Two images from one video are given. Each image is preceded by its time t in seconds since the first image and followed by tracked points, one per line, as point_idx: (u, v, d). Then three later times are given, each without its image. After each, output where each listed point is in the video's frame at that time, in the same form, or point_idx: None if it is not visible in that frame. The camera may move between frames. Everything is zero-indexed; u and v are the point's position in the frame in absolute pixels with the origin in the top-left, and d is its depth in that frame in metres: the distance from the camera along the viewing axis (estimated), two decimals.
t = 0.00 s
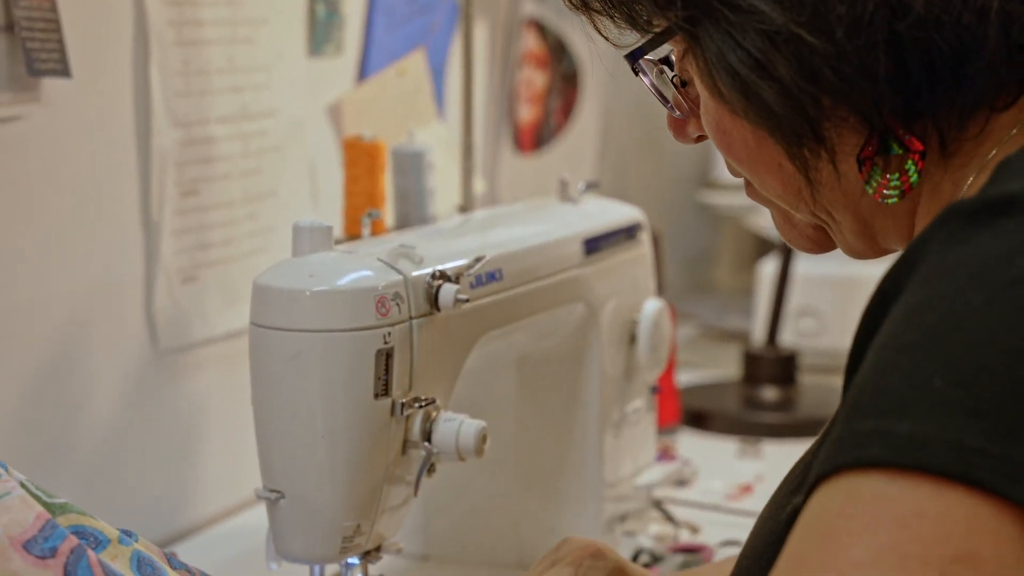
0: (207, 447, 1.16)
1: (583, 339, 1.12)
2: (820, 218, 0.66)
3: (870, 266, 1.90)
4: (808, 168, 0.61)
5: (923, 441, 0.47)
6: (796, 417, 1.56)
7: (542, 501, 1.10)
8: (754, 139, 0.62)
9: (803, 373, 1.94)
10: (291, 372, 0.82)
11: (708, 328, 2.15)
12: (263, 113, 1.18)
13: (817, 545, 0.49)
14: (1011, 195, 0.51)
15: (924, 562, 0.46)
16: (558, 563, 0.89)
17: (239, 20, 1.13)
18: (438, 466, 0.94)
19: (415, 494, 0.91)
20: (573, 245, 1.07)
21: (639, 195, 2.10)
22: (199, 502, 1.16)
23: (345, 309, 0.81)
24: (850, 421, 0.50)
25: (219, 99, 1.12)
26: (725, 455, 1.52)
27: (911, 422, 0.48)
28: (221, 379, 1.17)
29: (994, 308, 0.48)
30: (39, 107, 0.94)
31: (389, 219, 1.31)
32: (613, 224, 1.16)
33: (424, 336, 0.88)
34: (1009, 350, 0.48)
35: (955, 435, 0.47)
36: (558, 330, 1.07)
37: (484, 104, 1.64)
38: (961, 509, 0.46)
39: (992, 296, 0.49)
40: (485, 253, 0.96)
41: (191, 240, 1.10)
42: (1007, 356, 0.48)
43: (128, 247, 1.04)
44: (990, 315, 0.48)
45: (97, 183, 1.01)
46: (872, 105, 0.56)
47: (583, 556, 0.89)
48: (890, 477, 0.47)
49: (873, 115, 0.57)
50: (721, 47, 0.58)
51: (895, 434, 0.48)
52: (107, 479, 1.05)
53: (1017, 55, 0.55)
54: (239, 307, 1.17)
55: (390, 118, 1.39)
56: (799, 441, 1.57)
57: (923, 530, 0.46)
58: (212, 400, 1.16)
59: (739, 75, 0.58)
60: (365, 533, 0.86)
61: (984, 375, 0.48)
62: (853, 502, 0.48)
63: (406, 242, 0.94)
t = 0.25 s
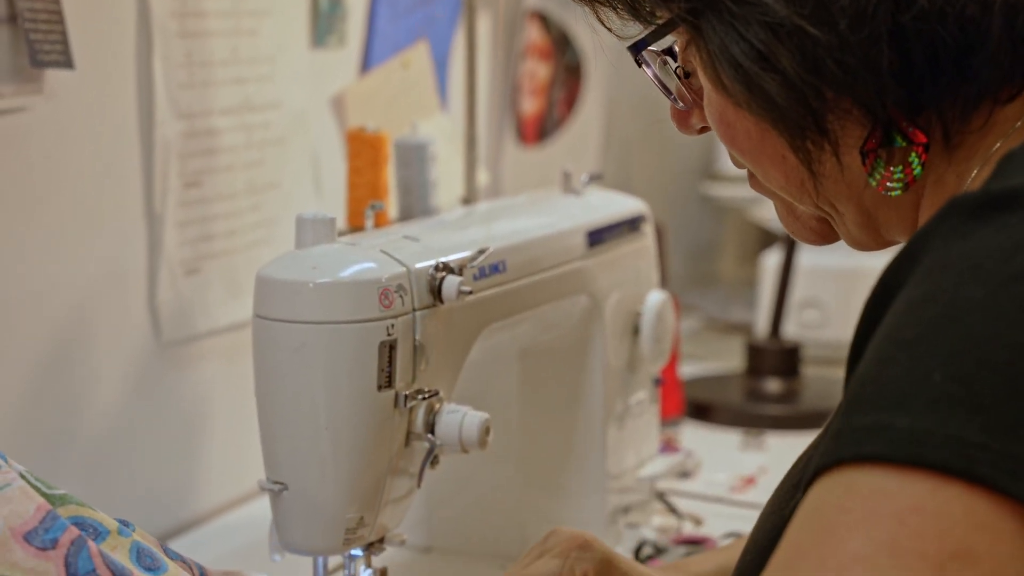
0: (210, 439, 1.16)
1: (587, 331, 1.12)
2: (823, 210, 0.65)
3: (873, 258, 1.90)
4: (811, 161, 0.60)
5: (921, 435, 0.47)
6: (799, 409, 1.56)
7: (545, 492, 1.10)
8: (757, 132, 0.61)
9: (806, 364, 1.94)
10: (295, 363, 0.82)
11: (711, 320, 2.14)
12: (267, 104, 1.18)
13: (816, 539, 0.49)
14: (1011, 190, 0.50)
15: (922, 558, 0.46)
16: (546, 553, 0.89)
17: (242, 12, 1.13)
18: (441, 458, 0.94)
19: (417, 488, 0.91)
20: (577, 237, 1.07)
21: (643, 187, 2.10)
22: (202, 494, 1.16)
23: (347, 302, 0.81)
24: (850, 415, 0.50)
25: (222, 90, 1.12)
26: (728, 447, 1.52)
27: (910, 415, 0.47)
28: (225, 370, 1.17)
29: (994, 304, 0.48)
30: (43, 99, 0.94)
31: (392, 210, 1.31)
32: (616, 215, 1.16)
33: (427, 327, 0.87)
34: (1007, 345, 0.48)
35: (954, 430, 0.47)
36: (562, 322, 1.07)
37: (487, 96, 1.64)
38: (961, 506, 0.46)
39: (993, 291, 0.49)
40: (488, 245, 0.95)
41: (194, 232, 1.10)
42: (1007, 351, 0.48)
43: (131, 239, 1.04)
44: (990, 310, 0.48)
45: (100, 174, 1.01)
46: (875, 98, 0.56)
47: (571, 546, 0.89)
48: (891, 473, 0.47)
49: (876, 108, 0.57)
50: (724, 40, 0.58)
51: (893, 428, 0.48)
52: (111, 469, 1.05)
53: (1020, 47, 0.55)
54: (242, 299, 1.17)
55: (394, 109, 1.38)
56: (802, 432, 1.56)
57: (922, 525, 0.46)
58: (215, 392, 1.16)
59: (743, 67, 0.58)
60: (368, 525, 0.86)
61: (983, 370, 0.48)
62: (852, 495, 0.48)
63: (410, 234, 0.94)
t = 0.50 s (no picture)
0: (213, 431, 1.16)
1: (590, 323, 1.12)
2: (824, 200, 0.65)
3: (876, 250, 1.90)
4: (812, 151, 0.60)
5: (947, 446, 0.46)
6: (802, 401, 1.56)
7: (548, 484, 1.10)
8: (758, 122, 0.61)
9: (810, 356, 1.94)
10: (298, 356, 0.82)
11: (715, 312, 2.14)
12: (270, 96, 1.18)
13: (852, 561, 0.48)
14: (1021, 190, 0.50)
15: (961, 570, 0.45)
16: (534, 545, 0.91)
17: (245, 3, 1.13)
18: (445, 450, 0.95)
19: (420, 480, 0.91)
20: (580, 229, 1.07)
21: (646, 179, 2.10)
22: (206, 487, 1.16)
23: (350, 293, 0.81)
24: (872, 429, 0.49)
25: (225, 82, 1.12)
26: (732, 439, 1.52)
27: (933, 425, 0.47)
28: (228, 362, 1.17)
29: (1006, 306, 0.48)
30: (46, 90, 0.94)
31: (395, 202, 1.31)
32: (619, 207, 1.16)
33: (431, 319, 0.88)
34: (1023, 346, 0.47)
35: (977, 436, 0.46)
36: (565, 314, 1.07)
37: (490, 88, 1.64)
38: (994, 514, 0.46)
39: (1003, 294, 0.48)
40: (492, 237, 0.95)
41: (198, 224, 1.10)
42: None
43: (134, 231, 1.04)
44: (1002, 313, 0.48)
45: (104, 165, 1.00)
46: (877, 89, 0.56)
47: (559, 537, 0.90)
48: (919, 487, 0.47)
49: (879, 99, 0.56)
50: (726, 29, 0.58)
51: (918, 440, 0.47)
52: (115, 461, 1.05)
53: None
54: (245, 291, 1.17)
55: (397, 101, 1.38)
56: (806, 424, 1.56)
57: (957, 540, 0.46)
58: (218, 383, 1.16)
59: (744, 57, 0.57)
60: (372, 517, 0.86)
61: (1002, 373, 0.47)
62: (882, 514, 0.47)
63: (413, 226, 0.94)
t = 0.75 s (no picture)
0: (217, 422, 1.16)
1: (593, 314, 1.12)
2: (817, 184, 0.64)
3: (880, 241, 1.90)
4: (817, 132, 0.59)
5: None
6: (806, 392, 1.56)
7: (551, 475, 1.10)
8: (761, 101, 0.60)
9: (813, 348, 1.94)
10: (302, 346, 0.81)
11: (718, 304, 2.14)
12: (273, 87, 1.18)
13: None
14: None
15: None
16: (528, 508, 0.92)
17: None
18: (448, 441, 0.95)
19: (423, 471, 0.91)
20: (584, 220, 1.07)
21: (649, 170, 2.09)
22: (210, 478, 1.15)
23: (352, 284, 0.81)
24: (999, 484, 0.49)
25: (227, 73, 1.12)
26: (735, 431, 1.52)
27: None
28: (231, 353, 1.18)
29: None
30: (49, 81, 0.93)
31: (398, 193, 1.31)
32: (621, 198, 1.15)
33: (433, 311, 0.87)
34: None
35: None
36: (568, 305, 1.07)
37: (493, 79, 1.63)
38: None
39: None
40: (495, 228, 0.95)
41: (200, 215, 1.10)
42: None
43: (137, 222, 1.04)
44: None
45: (106, 156, 1.00)
46: (887, 70, 0.55)
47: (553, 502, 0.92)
48: None
49: (888, 79, 0.56)
50: (738, 3, 0.57)
51: None
52: (118, 452, 1.05)
53: None
54: (248, 282, 1.17)
55: (400, 93, 1.38)
56: (810, 416, 1.56)
57: None
58: (221, 375, 1.16)
59: (755, 33, 0.57)
60: (375, 507, 0.86)
61: None
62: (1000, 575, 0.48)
63: (416, 217, 0.94)
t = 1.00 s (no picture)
0: (220, 412, 1.17)
1: (596, 306, 1.12)
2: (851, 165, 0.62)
3: (884, 232, 1.89)
4: (867, 109, 0.57)
5: None
6: (808, 383, 1.56)
7: (554, 466, 1.10)
8: (805, 75, 0.57)
9: (816, 340, 1.94)
10: (304, 338, 0.81)
11: (721, 295, 2.14)
12: (276, 78, 1.18)
13: None
14: None
15: None
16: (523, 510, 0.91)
17: None
18: (451, 431, 0.95)
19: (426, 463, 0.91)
20: (587, 212, 1.07)
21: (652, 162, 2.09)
22: (213, 468, 1.16)
23: (355, 276, 0.81)
24: (959, 439, 0.49)
25: (230, 64, 1.11)
26: (739, 422, 1.52)
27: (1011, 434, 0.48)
28: (234, 344, 1.18)
29: None
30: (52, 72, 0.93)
31: (401, 185, 1.31)
32: (624, 189, 1.15)
33: (437, 302, 0.88)
34: None
35: None
36: (571, 296, 1.07)
37: (496, 70, 1.63)
38: None
39: None
40: (498, 219, 0.95)
41: (204, 206, 1.10)
42: None
43: (140, 214, 1.04)
44: None
45: (109, 148, 1.00)
46: (947, 44, 0.53)
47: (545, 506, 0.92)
48: (982, 497, 0.48)
49: (947, 55, 0.54)
50: None
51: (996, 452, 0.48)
52: (121, 443, 1.05)
53: None
54: (250, 273, 1.17)
55: (403, 84, 1.38)
56: (813, 407, 1.56)
57: None
58: (224, 366, 1.16)
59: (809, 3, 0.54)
60: (378, 498, 0.86)
61: None
62: (931, 523, 0.49)
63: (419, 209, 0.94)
